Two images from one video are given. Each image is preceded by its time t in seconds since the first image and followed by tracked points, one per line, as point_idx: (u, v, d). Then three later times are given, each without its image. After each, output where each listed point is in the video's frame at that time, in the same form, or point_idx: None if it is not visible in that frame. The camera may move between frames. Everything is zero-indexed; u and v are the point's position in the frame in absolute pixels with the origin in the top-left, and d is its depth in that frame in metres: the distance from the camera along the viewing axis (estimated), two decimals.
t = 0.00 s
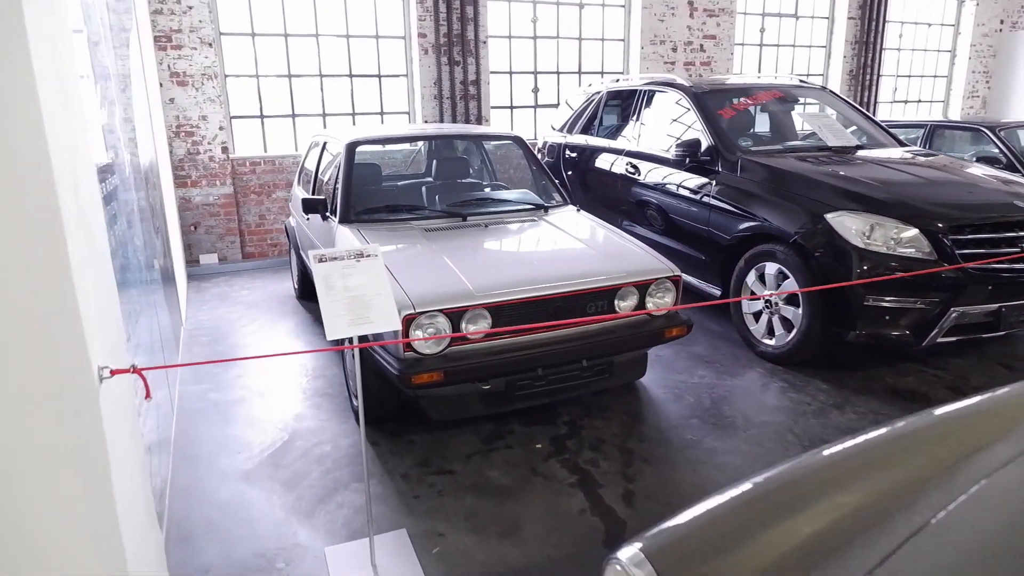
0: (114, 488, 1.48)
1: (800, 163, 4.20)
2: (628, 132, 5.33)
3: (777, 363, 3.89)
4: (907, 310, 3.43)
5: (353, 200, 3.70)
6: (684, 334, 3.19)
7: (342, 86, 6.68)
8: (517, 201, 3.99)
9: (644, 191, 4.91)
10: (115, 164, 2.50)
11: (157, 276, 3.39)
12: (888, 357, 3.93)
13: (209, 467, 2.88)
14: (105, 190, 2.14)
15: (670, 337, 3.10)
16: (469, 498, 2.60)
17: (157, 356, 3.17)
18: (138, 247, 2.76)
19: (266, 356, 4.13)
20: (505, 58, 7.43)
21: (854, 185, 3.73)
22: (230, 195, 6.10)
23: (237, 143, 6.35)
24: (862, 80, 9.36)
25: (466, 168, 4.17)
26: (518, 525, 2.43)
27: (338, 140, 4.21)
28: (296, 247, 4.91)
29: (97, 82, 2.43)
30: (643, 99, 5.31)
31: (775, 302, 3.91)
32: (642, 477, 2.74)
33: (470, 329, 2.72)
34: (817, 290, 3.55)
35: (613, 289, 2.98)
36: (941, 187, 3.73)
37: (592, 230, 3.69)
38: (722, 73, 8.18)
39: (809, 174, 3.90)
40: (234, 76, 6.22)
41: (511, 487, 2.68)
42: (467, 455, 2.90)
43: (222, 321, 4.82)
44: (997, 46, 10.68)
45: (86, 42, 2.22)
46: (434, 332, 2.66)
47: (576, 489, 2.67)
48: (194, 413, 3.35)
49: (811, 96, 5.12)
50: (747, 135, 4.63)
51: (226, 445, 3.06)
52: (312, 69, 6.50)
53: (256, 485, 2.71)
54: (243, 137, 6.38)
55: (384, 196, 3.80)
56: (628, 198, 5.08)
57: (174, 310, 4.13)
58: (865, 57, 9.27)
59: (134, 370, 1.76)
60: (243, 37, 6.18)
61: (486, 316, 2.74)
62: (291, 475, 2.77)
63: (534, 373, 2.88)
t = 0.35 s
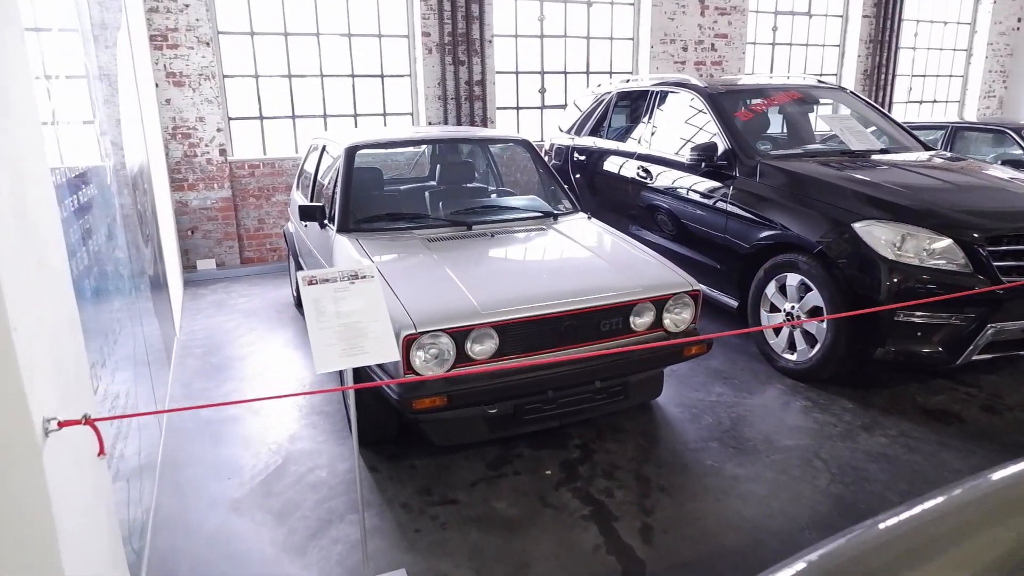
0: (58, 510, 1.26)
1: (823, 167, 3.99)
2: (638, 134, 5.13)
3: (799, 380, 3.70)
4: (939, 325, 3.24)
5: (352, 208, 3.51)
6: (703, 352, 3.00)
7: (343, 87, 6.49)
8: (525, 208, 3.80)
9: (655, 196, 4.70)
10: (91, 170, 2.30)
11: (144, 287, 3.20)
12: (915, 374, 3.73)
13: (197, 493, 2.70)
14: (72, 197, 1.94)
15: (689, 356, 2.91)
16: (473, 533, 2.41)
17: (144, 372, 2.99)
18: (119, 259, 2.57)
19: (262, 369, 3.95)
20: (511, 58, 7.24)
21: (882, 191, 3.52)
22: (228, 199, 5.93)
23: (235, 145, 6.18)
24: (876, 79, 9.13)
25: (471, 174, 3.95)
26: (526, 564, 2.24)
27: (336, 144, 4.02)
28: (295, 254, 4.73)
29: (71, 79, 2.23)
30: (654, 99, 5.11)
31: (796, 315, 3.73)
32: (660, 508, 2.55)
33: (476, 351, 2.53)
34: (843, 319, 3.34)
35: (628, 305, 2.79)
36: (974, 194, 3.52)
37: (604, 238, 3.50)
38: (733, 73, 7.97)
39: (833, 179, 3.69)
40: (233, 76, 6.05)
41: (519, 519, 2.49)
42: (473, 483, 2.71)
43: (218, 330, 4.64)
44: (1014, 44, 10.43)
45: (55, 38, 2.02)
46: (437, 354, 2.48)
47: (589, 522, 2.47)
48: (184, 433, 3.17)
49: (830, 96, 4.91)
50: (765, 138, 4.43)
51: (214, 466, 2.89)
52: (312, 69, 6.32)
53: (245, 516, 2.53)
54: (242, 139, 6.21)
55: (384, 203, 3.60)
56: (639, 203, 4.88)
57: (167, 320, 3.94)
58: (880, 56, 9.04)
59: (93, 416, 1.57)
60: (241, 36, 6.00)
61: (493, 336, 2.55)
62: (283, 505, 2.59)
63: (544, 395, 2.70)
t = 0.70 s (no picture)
0: None
1: (838, 170, 3.84)
2: (645, 135, 4.99)
3: (813, 392, 3.56)
4: (962, 337, 3.09)
5: (348, 213, 3.38)
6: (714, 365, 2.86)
7: (345, 87, 6.38)
8: (528, 212, 3.66)
9: (662, 199, 4.56)
10: (66, 173, 2.18)
11: (133, 293, 3.09)
12: (935, 386, 3.58)
13: (183, 510, 2.58)
14: (38, 202, 1.82)
15: (699, 369, 2.78)
16: (471, 558, 2.27)
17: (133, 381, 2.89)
18: (100, 265, 2.44)
19: (258, 377, 3.83)
20: (516, 57, 7.11)
21: (902, 194, 3.37)
22: (228, 201, 5.82)
23: (235, 146, 6.08)
24: (888, 80, 8.95)
25: (473, 176, 3.78)
26: None
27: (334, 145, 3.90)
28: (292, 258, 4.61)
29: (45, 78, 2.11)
30: (661, 100, 4.97)
31: (811, 324, 3.59)
32: (670, 531, 2.41)
33: (476, 364, 2.41)
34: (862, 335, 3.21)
35: (636, 316, 2.65)
36: (997, 197, 3.37)
37: (610, 243, 3.37)
38: (742, 73, 7.81)
39: (849, 182, 3.54)
40: (232, 76, 5.95)
41: (520, 542, 2.35)
42: (473, 503, 2.58)
43: (214, 336, 4.53)
44: None
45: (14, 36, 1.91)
46: (435, 367, 2.36)
47: (595, 546, 2.34)
48: (174, 446, 3.05)
49: (843, 96, 4.75)
50: (776, 140, 4.28)
51: (204, 482, 2.77)
52: (313, 69, 6.21)
53: (233, 536, 2.41)
54: (242, 141, 6.11)
55: (382, 207, 3.47)
56: (646, 206, 4.74)
57: (160, 327, 3.83)
58: (892, 56, 8.87)
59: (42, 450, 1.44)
60: (241, 35, 5.90)
61: (494, 349, 2.42)
62: (272, 525, 2.46)
63: (547, 411, 2.57)
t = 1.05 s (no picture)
0: None
1: (850, 174, 3.75)
2: (652, 138, 4.91)
3: (823, 403, 3.47)
4: (979, 347, 2.99)
5: (347, 218, 3.32)
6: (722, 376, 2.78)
7: (349, 89, 6.33)
8: (532, 217, 3.59)
9: (669, 203, 4.48)
10: (54, 177, 2.13)
11: (130, 298, 3.05)
12: (951, 397, 3.47)
13: (175, 524, 2.51)
14: (19, 208, 1.76)
15: (707, 381, 2.69)
16: None
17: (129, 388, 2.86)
18: (91, 271, 2.40)
19: (257, 384, 3.78)
20: (522, 59, 7.04)
21: (916, 199, 3.27)
22: (231, 204, 5.78)
23: (238, 149, 6.04)
24: (900, 81, 8.82)
25: (478, 179, 3.71)
26: None
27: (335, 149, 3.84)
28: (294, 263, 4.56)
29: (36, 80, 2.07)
30: (669, 102, 4.89)
31: (822, 332, 3.50)
32: (675, 549, 2.32)
33: (475, 375, 2.34)
34: (874, 352, 3.11)
35: (641, 326, 2.57)
36: (1016, 202, 3.26)
37: (615, 249, 3.29)
38: (752, 75, 7.71)
39: (861, 187, 3.45)
40: (236, 78, 5.91)
41: (520, 560, 2.27)
42: (472, 518, 2.50)
43: (214, 341, 4.48)
44: None
45: (7, 36, 1.87)
46: (433, 379, 2.28)
47: (597, 565, 2.25)
48: (168, 455, 2.99)
49: (855, 98, 4.66)
50: (786, 143, 4.19)
51: (197, 493, 2.71)
52: (317, 71, 6.16)
53: (224, 551, 2.34)
54: (246, 143, 6.07)
55: (382, 212, 3.41)
56: (653, 210, 4.65)
57: (158, 333, 3.78)
58: (904, 57, 8.74)
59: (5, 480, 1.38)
60: (245, 37, 5.86)
61: (493, 360, 2.35)
62: (265, 540, 2.40)
63: (549, 424, 2.49)
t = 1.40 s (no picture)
0: None
1: (860, 176, 3.70)
2: (661, 140, 4.87)
3: (833, 409, 3.42)
4: (993, 354, 2.93)
5: (351, 219, 3.30)
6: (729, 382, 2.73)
7: (357, 90, 6.32)
8: (538, 220, 3.56)
9: (677, 206, 4.44)
10: (57, 178, 2.12)
11: (134, 299, 3.05)
12: (963, 404, 3.42)
13: (176, 527, 2.50)
14: (20, 210, 1.75)
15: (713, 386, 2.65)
16: None
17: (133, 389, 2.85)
18: (94, 272, 2.39)
19: (261, 386, 3.77)
20: (530, 60, 7.02)
21: (928, 202, 3.21)
22: (237, 205, 5.78)
23: (246, 151, 6.04)
24: (912, 83, 8.73)
25: (485, 181, 3.69)
26: None
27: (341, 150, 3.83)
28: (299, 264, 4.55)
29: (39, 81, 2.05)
30: (678, 104, 4.85)
31: (831, 338, 3.45)
32: (680, 559, 2.29)
33: (478, 380, 2.31)
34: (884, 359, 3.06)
35: (647, 331, 2.54)
36: None
37: (622, 252, 3.25)
38: (761, 76, 7.65)
39: (872, 190, 3.40)
40: (244, 80, 5.92)
41: (522, 568, 2.24)
42: (475, 524, 2.47)
43: (220, 342, 4.48)
44: None
45: (11, 35, 1.86)
46: (435, 383, 2.26)
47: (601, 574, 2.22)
48: (170, 458, 2.98)
49: (865, 100, 4.60)
50: (796, 145, 4.14)
51: (198, 497, 2.70)
52: (325, 72, 6.16)
53: (224, 555, 2.33)
54: (253, 144, 6.08)
55: (387, 214, 3.39)
56: (661, 213, 4.61)
57: (163, 335, 3.78)
58: (916, 58, 8.65)
59: None
60: (252, 38, 5.86)
61: (496, 365, 2.32)
62: (265, 544, 2.38)
63: (552, 429, 2.45)
